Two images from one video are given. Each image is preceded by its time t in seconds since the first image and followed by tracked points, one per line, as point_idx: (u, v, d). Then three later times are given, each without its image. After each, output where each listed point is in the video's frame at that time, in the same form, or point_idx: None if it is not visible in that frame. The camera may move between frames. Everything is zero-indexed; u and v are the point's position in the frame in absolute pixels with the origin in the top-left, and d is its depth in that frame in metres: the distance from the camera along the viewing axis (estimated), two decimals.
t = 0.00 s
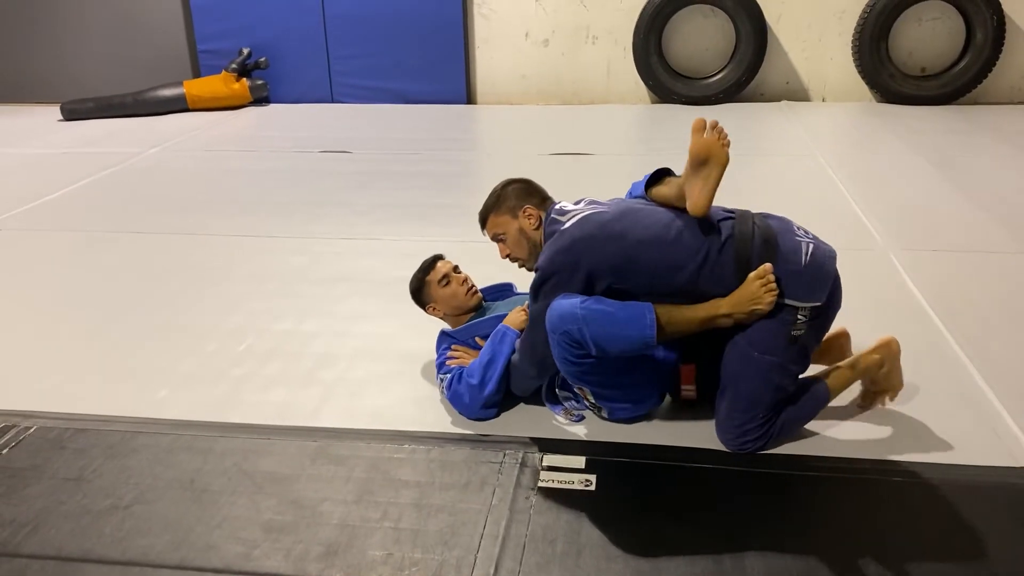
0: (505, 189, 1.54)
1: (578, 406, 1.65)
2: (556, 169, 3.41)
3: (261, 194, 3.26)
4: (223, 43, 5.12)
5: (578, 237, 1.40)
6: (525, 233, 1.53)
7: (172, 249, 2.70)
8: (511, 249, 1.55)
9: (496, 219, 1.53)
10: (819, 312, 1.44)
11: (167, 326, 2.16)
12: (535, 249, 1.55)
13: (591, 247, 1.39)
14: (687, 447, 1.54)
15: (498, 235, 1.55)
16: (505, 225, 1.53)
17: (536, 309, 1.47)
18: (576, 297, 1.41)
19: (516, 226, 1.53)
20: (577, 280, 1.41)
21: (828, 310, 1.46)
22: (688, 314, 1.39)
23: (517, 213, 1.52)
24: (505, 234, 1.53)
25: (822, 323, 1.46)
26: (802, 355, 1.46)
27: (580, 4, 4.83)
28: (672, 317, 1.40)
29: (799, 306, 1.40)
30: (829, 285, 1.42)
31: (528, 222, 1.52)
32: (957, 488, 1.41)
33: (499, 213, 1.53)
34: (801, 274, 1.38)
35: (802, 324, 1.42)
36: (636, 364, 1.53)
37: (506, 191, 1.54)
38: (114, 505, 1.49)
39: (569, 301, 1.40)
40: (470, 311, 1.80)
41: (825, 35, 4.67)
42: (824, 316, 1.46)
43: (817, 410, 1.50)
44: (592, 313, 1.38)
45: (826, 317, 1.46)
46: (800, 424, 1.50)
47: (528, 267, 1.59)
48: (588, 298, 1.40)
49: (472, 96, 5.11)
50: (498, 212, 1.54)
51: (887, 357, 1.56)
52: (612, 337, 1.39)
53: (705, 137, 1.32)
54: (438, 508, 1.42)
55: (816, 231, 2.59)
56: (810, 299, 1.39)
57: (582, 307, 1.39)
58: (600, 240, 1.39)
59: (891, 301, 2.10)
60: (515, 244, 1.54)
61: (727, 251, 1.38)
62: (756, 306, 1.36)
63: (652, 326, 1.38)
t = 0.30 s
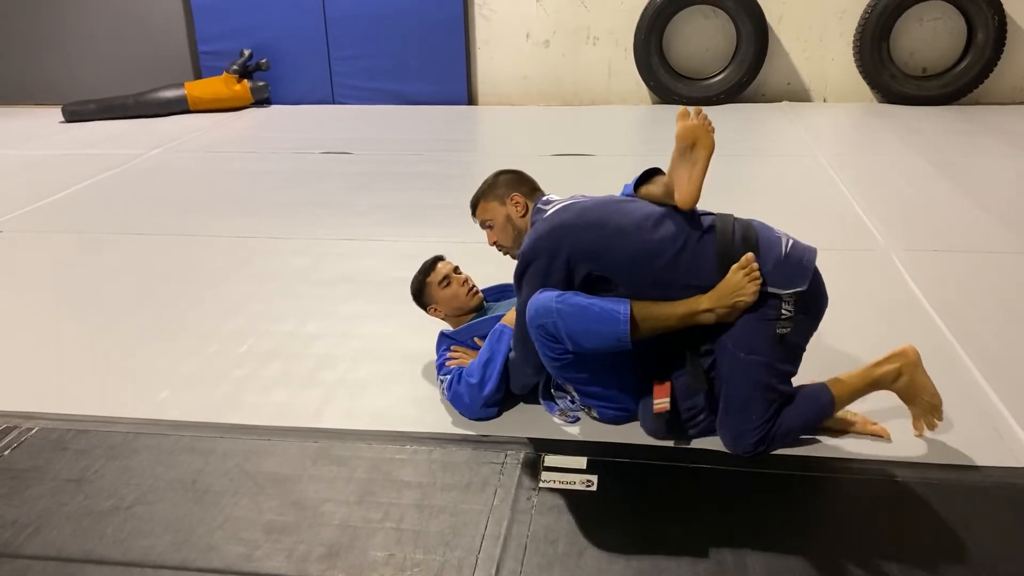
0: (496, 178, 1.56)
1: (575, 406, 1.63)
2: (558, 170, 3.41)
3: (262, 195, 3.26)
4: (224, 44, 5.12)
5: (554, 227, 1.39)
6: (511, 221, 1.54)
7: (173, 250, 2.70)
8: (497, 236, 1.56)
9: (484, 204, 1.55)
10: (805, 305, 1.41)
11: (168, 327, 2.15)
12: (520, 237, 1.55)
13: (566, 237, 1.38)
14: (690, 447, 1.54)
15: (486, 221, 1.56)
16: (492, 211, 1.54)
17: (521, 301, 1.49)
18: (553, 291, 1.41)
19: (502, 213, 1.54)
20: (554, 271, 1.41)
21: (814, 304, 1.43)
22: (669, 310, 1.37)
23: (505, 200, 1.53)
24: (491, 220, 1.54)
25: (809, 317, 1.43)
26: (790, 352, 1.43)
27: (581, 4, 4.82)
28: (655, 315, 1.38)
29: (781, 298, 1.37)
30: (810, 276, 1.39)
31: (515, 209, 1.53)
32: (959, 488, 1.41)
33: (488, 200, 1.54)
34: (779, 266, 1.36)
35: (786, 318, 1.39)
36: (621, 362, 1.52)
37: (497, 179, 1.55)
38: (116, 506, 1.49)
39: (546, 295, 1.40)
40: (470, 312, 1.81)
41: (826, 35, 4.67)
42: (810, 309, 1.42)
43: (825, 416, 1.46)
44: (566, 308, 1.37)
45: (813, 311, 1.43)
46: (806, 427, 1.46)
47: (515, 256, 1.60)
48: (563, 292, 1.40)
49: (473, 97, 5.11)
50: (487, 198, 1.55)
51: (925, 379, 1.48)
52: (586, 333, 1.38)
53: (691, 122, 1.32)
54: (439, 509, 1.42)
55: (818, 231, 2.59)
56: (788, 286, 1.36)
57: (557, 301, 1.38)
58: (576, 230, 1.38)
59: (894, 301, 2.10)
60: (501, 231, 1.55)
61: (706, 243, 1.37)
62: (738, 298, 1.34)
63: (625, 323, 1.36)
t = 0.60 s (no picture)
0: (484, 167, 1.55)
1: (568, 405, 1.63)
2: (559, 171, 3.40)
3: (264, 195, 3.26)
4: (226, 45, 5.13)
5: (530, 212, 1.37)
6: (496, 206, 1.52)
7: (175, 251, 2.70)
8: (484, 222, 1.55)
9: (469, 191, 1.54)
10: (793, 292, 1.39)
11: (170, 328, 2.16)
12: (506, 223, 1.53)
13: (541, 221, 1.36)
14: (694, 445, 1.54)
15: (472, 208, 1.55)
16: (478, 197, 1.53)
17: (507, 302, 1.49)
18: (534, 293, 1.40)
19: (488, 198, 1.52)
20: (531, 262, 1.39)
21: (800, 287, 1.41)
22: (654, 305, 1.35)
23: (491, 186, 1.52)
24: (477, 206, 1.53)
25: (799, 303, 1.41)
26: (788, 342, 1.41)
27: (582, 5, 4.82)
28: (642, 312, 1.36)
29: (765, 286, 1.36)
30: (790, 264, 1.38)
31: (501, 194, 1.51)
32: (960, 490, 1.41)
33: (475, 187, 1.53)
34: (760, 256, 1.36)
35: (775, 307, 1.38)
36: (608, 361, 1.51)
37: (485, 168, 1.55)
38: (117, 507, 1.49)
39: (526, 298, 1.39)
40: (469, 313, 1.81)
41: (827, 36, 4.67)
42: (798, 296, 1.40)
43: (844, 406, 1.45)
44: (547, 309, 1.36)
45: (799, 298, 1.41)
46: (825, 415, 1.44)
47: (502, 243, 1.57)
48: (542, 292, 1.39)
49: (474, 98, 5.11)
50: (473, 185, 1.54)
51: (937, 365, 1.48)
52: (568, 333, 1.36)
53: (662, 116, 1.35)
54: (441, 510, 1.42)
55: (819, 231, 2.58)
56: (767, 275, 1.35)
57: (537, 303, 1.37)
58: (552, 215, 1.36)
59: (896, 302, 2.10)
60: (487, 218, 1.54)
61: (684, 234, 1.36)
62: (722, 291, 1.32)
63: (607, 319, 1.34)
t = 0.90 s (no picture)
0: (477, 162, 1.50)
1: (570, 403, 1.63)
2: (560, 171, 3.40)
3: (265, 196, 3.26)
4: (228, 46, 5.13)
5: (531, 191, 1.31)
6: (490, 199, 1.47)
7: (176, 251, 2.70)
8: (477, 217, 1.49)
9: (462, 186, 1.49)
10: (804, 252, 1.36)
11: (171, 328, 2.16)
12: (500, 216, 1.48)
13: (551, 195, 1.30)
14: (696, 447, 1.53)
15: (465, 202, 1.49)
16: (470, 190, 1.47)
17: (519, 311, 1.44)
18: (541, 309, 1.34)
19: (482, 191, 1.47)
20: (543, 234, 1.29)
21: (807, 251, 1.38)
22: (659, 307, 1.27)
23: (484, 179, 1.47)
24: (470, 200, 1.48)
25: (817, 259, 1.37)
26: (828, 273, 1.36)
27: (584, 4, 4.82)
28: (649, 315, 1.28)
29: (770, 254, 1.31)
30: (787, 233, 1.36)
31: (494, 187, 1.47)
32: (963, 491, 1.40)
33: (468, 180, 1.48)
34: (758, 228, 1.32)
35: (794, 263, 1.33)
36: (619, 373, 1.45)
37: (477, 163, 1.50)
38: (119, 507, 1.49)
39: (530, 315, 1.35)
40: (469, 312, 1.80)
41: (829, 35, 4.66)
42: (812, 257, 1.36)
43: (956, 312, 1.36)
44: (551, 326, 1.31)
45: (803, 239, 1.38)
46: (943, 324, 1.35)
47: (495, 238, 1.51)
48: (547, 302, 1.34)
49: (475, 98, 5.12)
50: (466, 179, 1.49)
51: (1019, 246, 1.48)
52: (574, 348, 1.30)
53: (666, 109, 1.28)
54: (443, 510, 1.42)
55: (821, 232, 2.58)
56: (766, 248, 1.30)
57: (544, 320, 1.32)
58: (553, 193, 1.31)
59: (897, 302, 2.10)
60: (479, 212, 1.49)
61: (675, 227, 1.32)
62: (731, 290, 1.24)
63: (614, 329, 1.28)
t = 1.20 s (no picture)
0: (464, 200, 1.48)
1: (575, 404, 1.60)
2: (563, 171, 3.40)
3: (267, 195, 3.26)
4: (229, 45, 5.13)
5: (540, 227, 1.29)
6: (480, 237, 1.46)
7: (178, 251, 2.70)
8: (468, 255, 1.49)
9: (451, 224, 1.48)
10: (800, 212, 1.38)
11: (173, 328, 2.16)
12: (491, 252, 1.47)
13: (557, 224, 1.29)
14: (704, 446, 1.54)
15: (456, 242, 1.48)
16: (461, 231, 1.47)
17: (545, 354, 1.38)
18: (572, 351, 1.28)
19: (471, 231, 1.46)
20: (563, 262, 1.26)
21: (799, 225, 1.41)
22: (681, 338, 1.20)
23: (472, 218, 1.45)
24: (461, 240, 1.47)
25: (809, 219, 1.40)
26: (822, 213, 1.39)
27: (585, 4, 4.82)
28: (676, 349, 1.21)
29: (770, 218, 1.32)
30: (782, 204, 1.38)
31: (483, 224, 1.45)
32: (967, 491, 1.40)
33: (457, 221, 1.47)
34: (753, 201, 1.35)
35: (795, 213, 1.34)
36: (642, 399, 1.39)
37: (465, 201, 1.48)
38: (122, 507, 1.49)
39: (558, 362, 1.30)
40: (471, 311, 1.80)
41: (831, 35, 4.66)
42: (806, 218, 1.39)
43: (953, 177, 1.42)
44: (580, 370, 1.26)
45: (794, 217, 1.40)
46: (946, 186, 1.39)
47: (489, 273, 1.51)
48: (577, 343, 1.27)
49: (477, 97, 5.11)
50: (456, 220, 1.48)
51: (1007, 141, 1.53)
52: (612, 390, 1.24)
53: (694, 132, 1.27)
54: (446, 510, 1.42)
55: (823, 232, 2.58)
56: (766, 215, 1.32)
57: (569, 365, 1.28)
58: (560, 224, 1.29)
59: (899, 302, 2.10)
60: (471, 249, 1.47)
61: (676, 228, 1.30)
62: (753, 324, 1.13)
63: (643, 364, 1.22)
